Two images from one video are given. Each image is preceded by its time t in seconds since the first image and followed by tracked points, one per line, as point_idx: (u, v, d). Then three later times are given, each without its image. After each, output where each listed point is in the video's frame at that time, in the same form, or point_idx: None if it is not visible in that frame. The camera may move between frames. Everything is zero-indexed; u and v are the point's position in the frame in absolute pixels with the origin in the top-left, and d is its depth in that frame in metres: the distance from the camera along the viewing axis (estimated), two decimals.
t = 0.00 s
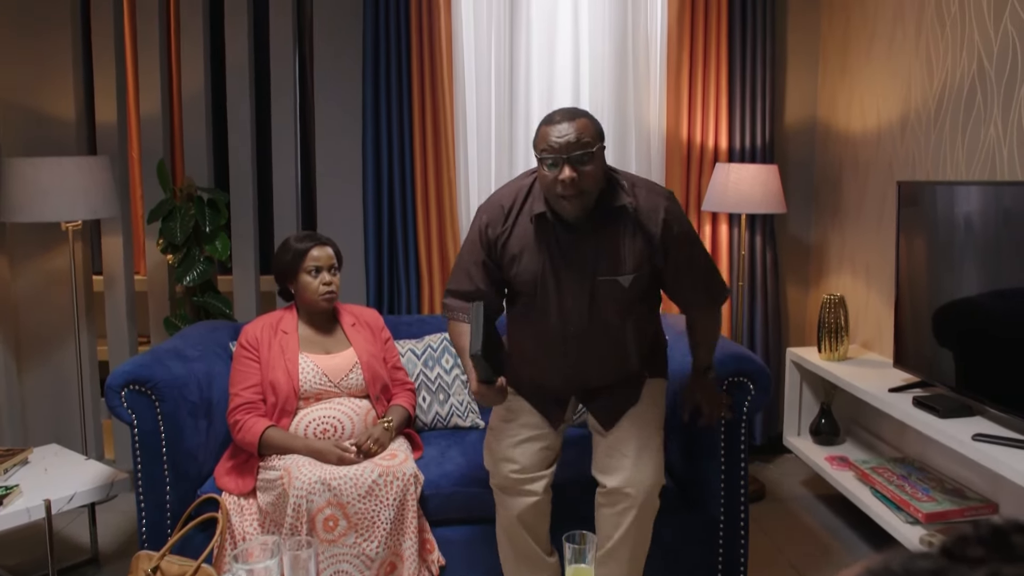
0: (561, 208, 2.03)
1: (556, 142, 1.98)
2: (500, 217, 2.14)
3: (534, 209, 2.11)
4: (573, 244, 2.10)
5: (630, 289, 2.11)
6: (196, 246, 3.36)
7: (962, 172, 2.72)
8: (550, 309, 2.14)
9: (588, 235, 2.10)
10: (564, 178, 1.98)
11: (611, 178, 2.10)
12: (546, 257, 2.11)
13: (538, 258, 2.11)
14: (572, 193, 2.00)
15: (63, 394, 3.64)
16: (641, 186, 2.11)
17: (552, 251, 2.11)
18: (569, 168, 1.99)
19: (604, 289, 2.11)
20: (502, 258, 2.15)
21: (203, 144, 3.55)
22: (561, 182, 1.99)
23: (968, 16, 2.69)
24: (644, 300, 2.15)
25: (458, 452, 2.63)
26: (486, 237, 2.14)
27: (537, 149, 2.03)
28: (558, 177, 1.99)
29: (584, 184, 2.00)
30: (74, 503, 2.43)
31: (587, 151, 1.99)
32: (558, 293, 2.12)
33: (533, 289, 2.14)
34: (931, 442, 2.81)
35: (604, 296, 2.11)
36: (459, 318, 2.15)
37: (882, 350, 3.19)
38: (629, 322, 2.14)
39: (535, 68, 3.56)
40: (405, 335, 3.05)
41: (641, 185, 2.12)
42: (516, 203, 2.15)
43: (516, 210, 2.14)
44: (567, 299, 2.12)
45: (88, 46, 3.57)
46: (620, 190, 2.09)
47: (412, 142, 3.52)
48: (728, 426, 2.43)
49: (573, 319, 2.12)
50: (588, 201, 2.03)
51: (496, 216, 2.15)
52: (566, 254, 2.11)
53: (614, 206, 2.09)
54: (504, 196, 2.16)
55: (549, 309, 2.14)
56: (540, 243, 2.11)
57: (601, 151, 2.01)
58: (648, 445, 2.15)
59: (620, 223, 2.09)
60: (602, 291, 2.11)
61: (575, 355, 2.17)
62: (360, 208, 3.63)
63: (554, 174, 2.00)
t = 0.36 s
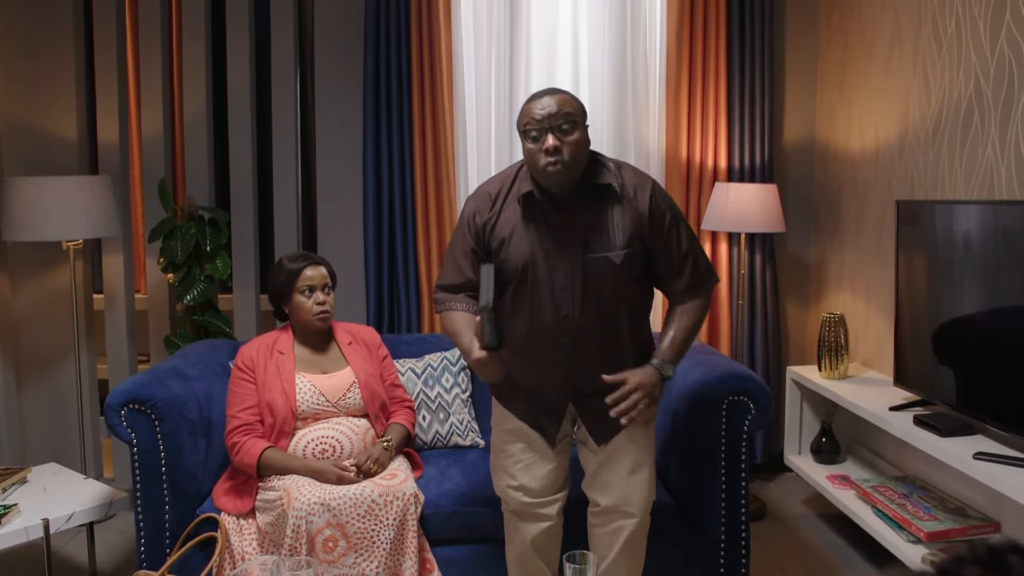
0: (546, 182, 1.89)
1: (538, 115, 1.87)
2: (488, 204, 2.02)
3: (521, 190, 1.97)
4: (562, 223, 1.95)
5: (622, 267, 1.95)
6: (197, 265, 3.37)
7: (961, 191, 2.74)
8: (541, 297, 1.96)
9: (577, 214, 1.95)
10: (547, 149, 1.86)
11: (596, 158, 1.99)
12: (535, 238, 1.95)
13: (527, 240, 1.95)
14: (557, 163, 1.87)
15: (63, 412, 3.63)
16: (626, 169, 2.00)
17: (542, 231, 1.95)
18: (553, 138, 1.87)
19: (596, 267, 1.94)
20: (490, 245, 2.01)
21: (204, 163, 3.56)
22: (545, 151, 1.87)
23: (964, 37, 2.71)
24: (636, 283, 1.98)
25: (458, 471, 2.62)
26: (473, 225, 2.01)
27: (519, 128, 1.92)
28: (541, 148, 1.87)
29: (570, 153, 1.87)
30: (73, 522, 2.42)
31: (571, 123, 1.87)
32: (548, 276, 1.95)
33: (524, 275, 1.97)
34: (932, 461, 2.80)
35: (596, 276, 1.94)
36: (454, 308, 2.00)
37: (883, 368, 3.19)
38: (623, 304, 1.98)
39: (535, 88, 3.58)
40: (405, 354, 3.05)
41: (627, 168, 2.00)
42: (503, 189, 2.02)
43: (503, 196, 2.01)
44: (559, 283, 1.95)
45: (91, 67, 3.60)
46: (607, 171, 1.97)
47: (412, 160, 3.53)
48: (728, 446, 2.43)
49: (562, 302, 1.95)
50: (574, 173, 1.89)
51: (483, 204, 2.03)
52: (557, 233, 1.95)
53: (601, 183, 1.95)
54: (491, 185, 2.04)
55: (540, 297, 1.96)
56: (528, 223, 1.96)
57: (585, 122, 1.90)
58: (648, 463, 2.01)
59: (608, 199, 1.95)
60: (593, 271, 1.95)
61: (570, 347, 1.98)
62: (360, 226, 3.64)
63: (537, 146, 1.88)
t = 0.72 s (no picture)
0: (529, 141, 1.85)
1: (515, 80, 1.85)
2: (475, 182, 1.99)
3: (507, 160, 1.94)
4: (549, 188, 1.90)
5: (611, 225, 1.87)
6: (198, 265, 3.37)
7: (962, 192, 2.74)
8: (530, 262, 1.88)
9: (563, 178, 1.91)
10: (527, 109, 1.83)
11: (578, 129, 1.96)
12: (523, 205, 1.90)
13: (515, 207, 1.90)
14: (538, 121, 1.83)
15: (65, 413, 3.63)
16: (607, 139, 1.96)
17: (529, 197, 1.90)
18: (533, 96, 1.84)
19: (584, 226, 1.87)
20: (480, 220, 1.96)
21: (205, 163, 3.57)
22: (526, 111, 1.84)
23: (965, 37, 2.71)
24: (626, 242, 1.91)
25: (460, 471, 2.62)
26: (463, 203, 1.97)
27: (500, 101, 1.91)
28: (523, 109, 1.84)
29: (551, 110, 1.84)
30: (74, 522, 2.42)
31: (550, 86, 1.85)
32: (538, 240, 1.88)
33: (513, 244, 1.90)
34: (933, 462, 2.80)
35: (584, 236, 1.87)
36: (452, 285, 1.93)
37: (884, 368, 3.19)
38: (614, 269, 1.90)
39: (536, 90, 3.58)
40: (406, 355, 3.05)
41: (608, 139, 1.96)
42: (490, 166, 2.00)
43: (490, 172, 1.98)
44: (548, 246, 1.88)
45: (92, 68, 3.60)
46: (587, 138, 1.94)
47: (413, 161, 3.54)
48: (730, 446, 2.42)
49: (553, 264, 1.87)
50: (557, 132, 1.85)
51: (470, 183, 2.00)
52: (543, 198, 1.90)
53: (584, 146, 1.91)
54: (478, 167, 2.02)
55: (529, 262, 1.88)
56: (515, 192, 1.91)
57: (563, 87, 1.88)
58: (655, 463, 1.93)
59: (592, 162, 1.91)
60: (582, 230, 1.87)
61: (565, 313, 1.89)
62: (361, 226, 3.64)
63: (519, 107, 1.85)
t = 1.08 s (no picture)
0: (520, 127, 1.85)
1: (504, 70, 1.87)
2: (470, 174, 1.99)
3: (499, 150, 1.94)
4: (541, 173, 1.89)
5: (604, 204, 1.85)
6: (202, 266, 3.37)
7: (966, 192, 2.73)
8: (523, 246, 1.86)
9: (554, 162, 1.90)
10: (516, 97, 1.85)
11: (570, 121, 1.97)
12: (516, 191, 1.89)
13: (508, 194, 1.89)
14: (527, 107, 1.84)
15: (69, 414, 3.64)
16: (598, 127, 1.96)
17: (522, 183, 1.90)
18: (524, 84, 1.86)
19: (577, 205, 1.84)
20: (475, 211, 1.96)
21: (208, 165, 3.57)
22: (516, 98, 1.85)
23: (970, 39, 2.71)
24: (618, 223, 1.88)
25: (463, 472, 2.62)
26: (458, 196, 1.97)
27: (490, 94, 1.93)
28: (513, 96, 1.85)
29: (542, 96, 1.85)
30: (78, 523, 2.42)
31: (538, 75, 1.87)
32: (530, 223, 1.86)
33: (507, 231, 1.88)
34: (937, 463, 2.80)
35: (576, 216, 1.85)
36: (451, 279, 1.92)
37: (888, 369, 3.19)
38: (609, 249, 1.87)
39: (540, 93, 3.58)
40: (409, 356, 3.05)
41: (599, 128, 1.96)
42: (484, 160, 2.00)
43: (484, 164, 1.98)
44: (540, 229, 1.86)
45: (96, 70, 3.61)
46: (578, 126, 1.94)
47: (416, 162, 3.54)
48: (733, 447, 2.42)
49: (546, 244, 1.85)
50: (547, 116, 1.86)
51: (464, 176, 2.00)
52: (536, 183, 1.89)
53: (574, 132, 1.90)
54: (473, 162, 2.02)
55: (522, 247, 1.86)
56: (508, 179, 1.91)
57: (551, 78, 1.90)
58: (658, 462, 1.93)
59: (583, 146, 1.90)
60: (574, 211, 1.85)
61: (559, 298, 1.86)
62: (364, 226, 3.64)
63: (509, 96, 1.86)
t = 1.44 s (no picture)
0: (519, 130, 1.86)
1: (503, 75, 1.89)
2: (467, 177, 1.99)
3: (496, 153, 1.95)
4: (537, 175, 1.89)
5: (600, 204, 1.84)
6: (205, 268, 3.38)
7: (970, 193, 2.73)
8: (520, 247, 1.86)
9: (550, 165, 1.90)
10: (515, 100, 1.86)
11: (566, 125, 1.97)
12: (513, 193, 1.89)
13: (505, 195, 1.90)
14: (526, 111, 1.86)
15: (73, 415, 3.65)
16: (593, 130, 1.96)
17: (519, 185, 1.90)
18: (523, 88, 1.88)
19: (573, 206, 1.84)
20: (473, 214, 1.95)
21: (211, 166, 3.57)
22: (516, 101, 1.86)
23: (974, 40, 2.70)
24: (613, 224, 1.87)
25: (466, 474, 2.62)
26: (456, 198, 1.97)
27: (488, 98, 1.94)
28: (513, 100, 1.87)
29: (540, 99, 1.87)
30: (82, 524, 2.42)
31: (537, 81, 1.89)
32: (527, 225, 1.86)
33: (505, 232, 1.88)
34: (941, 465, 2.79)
35: (571, 217, 1.85)
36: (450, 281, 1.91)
37: (892, 371, 3.18)
38: (605, 249, 1.86)
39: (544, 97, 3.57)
40: (412, 357, 3.06)
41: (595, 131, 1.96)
42: (481, 163, 2.00)
43: (481, 167, 1.98)
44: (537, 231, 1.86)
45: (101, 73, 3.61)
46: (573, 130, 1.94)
47: (420, 165, 3.55)
48: (737, 447, 2.43)
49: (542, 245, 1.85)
50: (547, 121, 1.88)
51: (462, 179, 2.00)
52: (533, 184, 1.89)
53: (569, 134, 1.91)
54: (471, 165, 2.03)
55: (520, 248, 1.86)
56: (506, 181, 1.91)
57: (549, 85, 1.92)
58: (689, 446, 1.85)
59: (579, 148, 1.90)
60: (570, 212, 1.85)
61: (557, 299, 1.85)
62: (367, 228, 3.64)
63: (508, 99, 1.88)
